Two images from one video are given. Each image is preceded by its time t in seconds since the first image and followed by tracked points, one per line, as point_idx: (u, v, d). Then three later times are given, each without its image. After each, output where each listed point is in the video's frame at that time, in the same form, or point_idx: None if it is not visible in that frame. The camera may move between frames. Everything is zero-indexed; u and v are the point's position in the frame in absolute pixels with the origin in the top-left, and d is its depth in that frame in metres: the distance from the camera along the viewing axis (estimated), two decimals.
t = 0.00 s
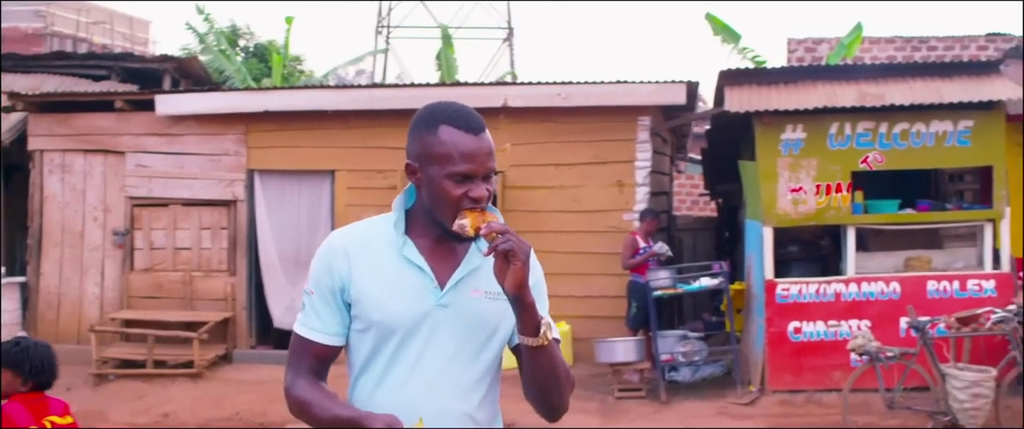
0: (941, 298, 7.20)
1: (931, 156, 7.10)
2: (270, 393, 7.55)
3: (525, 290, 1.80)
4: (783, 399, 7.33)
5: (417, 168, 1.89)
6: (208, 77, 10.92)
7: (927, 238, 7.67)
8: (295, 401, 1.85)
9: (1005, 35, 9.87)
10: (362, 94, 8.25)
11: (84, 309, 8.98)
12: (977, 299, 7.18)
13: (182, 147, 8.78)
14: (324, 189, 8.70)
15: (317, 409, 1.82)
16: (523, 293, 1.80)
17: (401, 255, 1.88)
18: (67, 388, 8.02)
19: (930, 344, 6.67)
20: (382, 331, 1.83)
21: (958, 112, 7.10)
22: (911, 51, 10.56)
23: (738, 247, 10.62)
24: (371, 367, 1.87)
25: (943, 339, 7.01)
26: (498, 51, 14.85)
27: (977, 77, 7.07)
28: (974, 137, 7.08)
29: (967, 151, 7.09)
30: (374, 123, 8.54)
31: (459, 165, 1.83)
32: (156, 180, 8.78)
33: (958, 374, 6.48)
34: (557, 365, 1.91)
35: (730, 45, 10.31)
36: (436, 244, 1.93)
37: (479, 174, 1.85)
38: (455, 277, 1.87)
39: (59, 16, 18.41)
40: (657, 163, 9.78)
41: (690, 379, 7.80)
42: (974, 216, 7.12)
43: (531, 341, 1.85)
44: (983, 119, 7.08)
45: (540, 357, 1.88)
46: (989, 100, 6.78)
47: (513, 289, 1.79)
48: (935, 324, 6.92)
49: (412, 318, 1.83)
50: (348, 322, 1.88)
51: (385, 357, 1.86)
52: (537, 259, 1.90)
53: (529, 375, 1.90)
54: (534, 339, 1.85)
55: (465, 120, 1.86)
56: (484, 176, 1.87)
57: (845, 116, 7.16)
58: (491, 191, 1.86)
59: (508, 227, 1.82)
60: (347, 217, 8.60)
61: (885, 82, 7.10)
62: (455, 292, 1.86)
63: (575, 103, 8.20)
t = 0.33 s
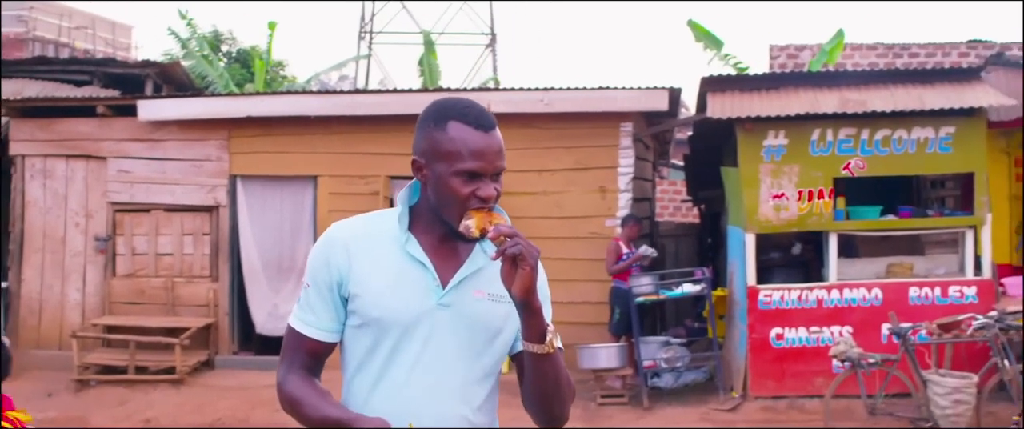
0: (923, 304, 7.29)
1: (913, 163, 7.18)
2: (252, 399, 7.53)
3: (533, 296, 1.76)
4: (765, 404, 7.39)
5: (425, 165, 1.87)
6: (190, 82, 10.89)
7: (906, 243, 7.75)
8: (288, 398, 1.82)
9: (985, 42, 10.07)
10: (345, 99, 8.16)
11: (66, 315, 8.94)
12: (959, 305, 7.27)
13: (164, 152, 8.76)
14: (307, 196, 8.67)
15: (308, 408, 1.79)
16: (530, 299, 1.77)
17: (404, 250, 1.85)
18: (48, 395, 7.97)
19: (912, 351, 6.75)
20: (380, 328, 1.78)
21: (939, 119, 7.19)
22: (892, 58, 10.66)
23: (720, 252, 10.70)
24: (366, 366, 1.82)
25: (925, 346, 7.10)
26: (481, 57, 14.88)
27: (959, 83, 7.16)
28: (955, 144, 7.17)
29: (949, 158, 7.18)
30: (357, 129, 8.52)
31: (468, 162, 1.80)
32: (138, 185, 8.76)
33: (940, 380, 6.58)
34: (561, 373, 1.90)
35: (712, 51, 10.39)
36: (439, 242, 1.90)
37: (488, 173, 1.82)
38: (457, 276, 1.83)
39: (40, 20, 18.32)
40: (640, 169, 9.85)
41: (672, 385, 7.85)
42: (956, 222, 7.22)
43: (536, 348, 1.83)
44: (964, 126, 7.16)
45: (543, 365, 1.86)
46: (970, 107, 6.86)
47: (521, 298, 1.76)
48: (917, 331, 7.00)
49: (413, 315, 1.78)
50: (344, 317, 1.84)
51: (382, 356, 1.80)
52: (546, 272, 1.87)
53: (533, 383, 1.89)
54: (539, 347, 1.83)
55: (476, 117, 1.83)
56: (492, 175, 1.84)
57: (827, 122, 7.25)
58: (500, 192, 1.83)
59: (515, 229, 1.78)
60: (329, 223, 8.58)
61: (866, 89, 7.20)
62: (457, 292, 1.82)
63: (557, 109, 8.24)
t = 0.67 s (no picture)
0: (909, 311, 7.36)
1: (899, 170, 7.26)
2: (239, 405, 7.51)
3: (538, 309, 1.78)
4: (751, 411, 7.44)
5: (426, 167, 1.84)
6: (177, 87, 10.85)
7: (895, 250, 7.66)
8: (282, 407, 1.82)
9: (971, 50, 10.17)
10: (332, 105, 8.14)
11: (53, 320, 8.92)
12: (945, 312, 7.35)
13: (151, 157, 8.73)
14: (295, 201, 8.67)
15: (302, 418, 1.79)
16: (536, 312, 1.78)
17: (404, 255, 1.83)
18: (34, 400, 7.94)
19: (898, 357, 6.81)
20: (381, 333, 1.76)
21: (926, 126, 7.25)
22: (879, 65, 10.75)
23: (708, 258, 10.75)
24: (366, 373, 1.80)
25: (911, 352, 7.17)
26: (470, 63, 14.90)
27: (946, 91, 7.23)
28: (941, 151, 7.24)
29: (935, 165, 7.25)
30: (345, 135, 8.49)
31: (471, 164, 1.78)
32: (125, 190, 8.74)
33: (926, 387, 6.65)
34: (567, 383, 1.92)
35: (700, 58, 10.45)
36: (439, 246, 1.88)
37: (492, 175, 1.80)
38: (460, 281, 1.82)
39: (27, 25, 18.27)
40: (628, 175, 9.89)
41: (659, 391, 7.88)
42: (944, 229, 7.27)
43: (541, 361, 1.86)
44: (951, 133, 7.24)
45: (548, 378, 1.88)
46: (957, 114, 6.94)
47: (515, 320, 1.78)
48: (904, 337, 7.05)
49: (415, 321, 1.77)
50: (342, 324, 1.82)
51: (382, 362, 1.79)
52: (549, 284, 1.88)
53: (537, 395, 1.91)
54: (545, 360, 1.86)
55: (478, 117, 1.82)
56: (495, 177, 1.82)
57: (814, 129, 7.31)
58: (504, 194, 1.81)
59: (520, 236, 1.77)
60: (316, 228, 8.57)
61: (854, 95, 7.27)
62: (459, 297, 1.81)
63: (545, 115, 8.26)
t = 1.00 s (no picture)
0: (897, 314, 7.38)
1: (887, 173, 7.31)
2: (225, 408, 7.50)
3: (545, 342, 1.72)
4: (738, 413, 7.49)
5: (421, 170, 1.82)
6: (165, 90, 10.82)
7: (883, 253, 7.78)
8: (280, 420, 1.82)
9: (958, 53, 10.27)
10: (320, 108, 8.14)
11: (40, 322, 8.90)
12: (933, 314, 7.36)
13: (139, 160, 8.71)
14: (282, 205, 8.68)
15: None
16: (543, 345, 1.72)
17: (402, 260, 1.80)
18: (21, 402, 7.92)
19: (885, 360, 6.86)
20: (382, 341, 1.72)
21: (914, 129, 7.29)
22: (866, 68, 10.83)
23: (695, 260, 10.81)
24: (367, 382, 1.76)
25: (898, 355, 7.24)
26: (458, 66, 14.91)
27: (933, 94, 7.28)
28: (929, 154, 7.27)
29: (923, 167, 7.29)
30: (333, 137, 8.48)
31: (467, 165, 1.76)
32: (113, 193, 8.72)
33: (914, 389, 6.71)
34: (569, 400, 1.93)
35: (688, 61, 10.51)
36: (438, 250, 1.86)
37: (488, 175, 1.78)
38: (460, 287, 1.78)
39: (14, 27, 18.20)
40: (615, 177, 9.94)
41: (647, 394, 8.04)
42: (931, 232, 7.32)
43: (545, 382, 1.87)
44: (938, 136, 7.27)
45: (553, 397, 1.90)
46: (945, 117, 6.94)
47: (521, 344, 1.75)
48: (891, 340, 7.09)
49: (417, 327, 1.73)
50: (341, 334, 1.81)
51: (384, 370, 1.75)
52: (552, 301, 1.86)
53: (540, 411, 1.92)
54: (548, 381, 1.87)
55: (471, 116, 1.80)
56: (492, 177, 1.80)
57: (801, 133, 7.37)
58: (501, 195, 1.79)
59: (529, 273, 1.68)
60: (304, 231, 8.58)
61: (841, 98, 7.33)
62: (461, 302, 1.77)
63: (533, 118, 8.29)
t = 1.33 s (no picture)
0: (884, 318, 7.44)
1: (874, 178, 7.37)
2: (212, 414, 7.49)
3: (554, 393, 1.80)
4: (726, 418, 7.54)
5: (418, 182, 1.83)
6: (152, 96, 10.80)
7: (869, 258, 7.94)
8: None
9: (943, 58, 10.37)
10: (308, 114, 8.14)
11: (26, 329, 8.85)
12: (919, 319, 7.43)
13: (126, 165, 8.69)
14: (270, 210, 8.66)
15: None
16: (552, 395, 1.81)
17: (398, 278, 1.81)
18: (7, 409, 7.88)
19: (872, 365, 6.89)
20: (385, 362, 1.76)
21: (900, 134, 7.35)
22: (852, 74, 10.91)
23: (682, 266, 10.86)
24: (371, 403, 1.80)
25: (884, 360, 7.29)
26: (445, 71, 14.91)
27: (919, 99, 7.37)
28: (916, 160, 7.34)
29: (910, 173, 7.36)
30: (320, 143, 8.48)
31: (467, 174, 1.78)
32: (99, 198, 8.70)
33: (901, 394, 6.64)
34: None
35: (675, 66, 10.57)
36: (436, 265, 1.88)
37: (486, 183, 1.80)
38: (460, 304, 1.83)
39: None
40: (603, 183, 9.98)
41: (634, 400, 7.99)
42: (917, 237, 7.37)
43: (552, 418, 1.92)
44: (923, 142, 7.34)
45: None
46: (931, 122, 7.05)
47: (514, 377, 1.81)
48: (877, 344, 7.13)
49: (420, 347, 1.76)
50: (339, 354, 1.83)
51: (388, 389, 1.79)
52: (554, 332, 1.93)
53: None
54: (555, 416, 1.92)
55: (465, 122, 1.81)
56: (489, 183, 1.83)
57: (788, 138, 7.41)
58: (500, 201, 1.81)
59: (538, 333, 1.74)
60: (292, 237, 8.58)
61: (827, 104, 7.40)
62: (461, 318, 1.81)
63: (520, 123, 8.32)
